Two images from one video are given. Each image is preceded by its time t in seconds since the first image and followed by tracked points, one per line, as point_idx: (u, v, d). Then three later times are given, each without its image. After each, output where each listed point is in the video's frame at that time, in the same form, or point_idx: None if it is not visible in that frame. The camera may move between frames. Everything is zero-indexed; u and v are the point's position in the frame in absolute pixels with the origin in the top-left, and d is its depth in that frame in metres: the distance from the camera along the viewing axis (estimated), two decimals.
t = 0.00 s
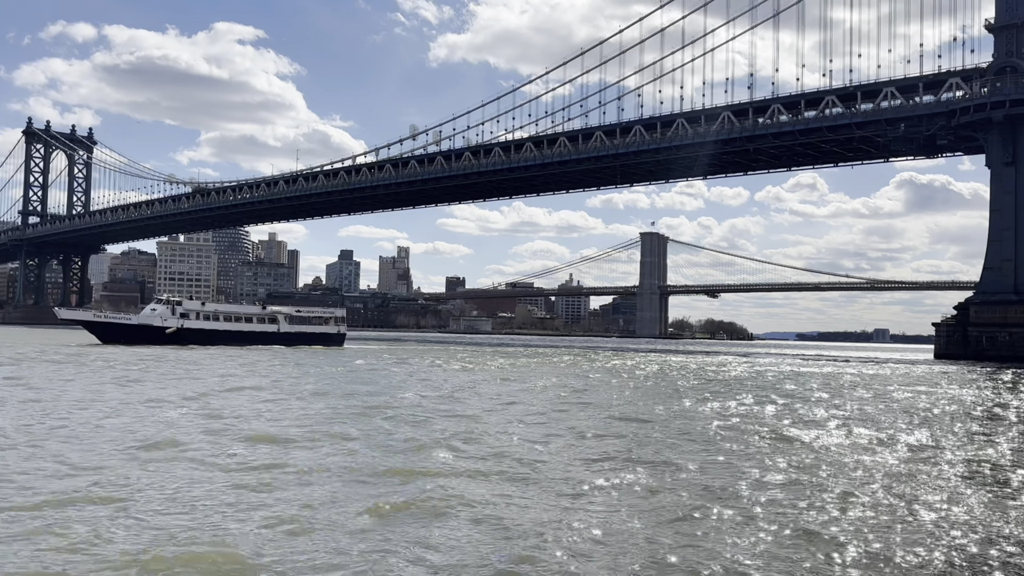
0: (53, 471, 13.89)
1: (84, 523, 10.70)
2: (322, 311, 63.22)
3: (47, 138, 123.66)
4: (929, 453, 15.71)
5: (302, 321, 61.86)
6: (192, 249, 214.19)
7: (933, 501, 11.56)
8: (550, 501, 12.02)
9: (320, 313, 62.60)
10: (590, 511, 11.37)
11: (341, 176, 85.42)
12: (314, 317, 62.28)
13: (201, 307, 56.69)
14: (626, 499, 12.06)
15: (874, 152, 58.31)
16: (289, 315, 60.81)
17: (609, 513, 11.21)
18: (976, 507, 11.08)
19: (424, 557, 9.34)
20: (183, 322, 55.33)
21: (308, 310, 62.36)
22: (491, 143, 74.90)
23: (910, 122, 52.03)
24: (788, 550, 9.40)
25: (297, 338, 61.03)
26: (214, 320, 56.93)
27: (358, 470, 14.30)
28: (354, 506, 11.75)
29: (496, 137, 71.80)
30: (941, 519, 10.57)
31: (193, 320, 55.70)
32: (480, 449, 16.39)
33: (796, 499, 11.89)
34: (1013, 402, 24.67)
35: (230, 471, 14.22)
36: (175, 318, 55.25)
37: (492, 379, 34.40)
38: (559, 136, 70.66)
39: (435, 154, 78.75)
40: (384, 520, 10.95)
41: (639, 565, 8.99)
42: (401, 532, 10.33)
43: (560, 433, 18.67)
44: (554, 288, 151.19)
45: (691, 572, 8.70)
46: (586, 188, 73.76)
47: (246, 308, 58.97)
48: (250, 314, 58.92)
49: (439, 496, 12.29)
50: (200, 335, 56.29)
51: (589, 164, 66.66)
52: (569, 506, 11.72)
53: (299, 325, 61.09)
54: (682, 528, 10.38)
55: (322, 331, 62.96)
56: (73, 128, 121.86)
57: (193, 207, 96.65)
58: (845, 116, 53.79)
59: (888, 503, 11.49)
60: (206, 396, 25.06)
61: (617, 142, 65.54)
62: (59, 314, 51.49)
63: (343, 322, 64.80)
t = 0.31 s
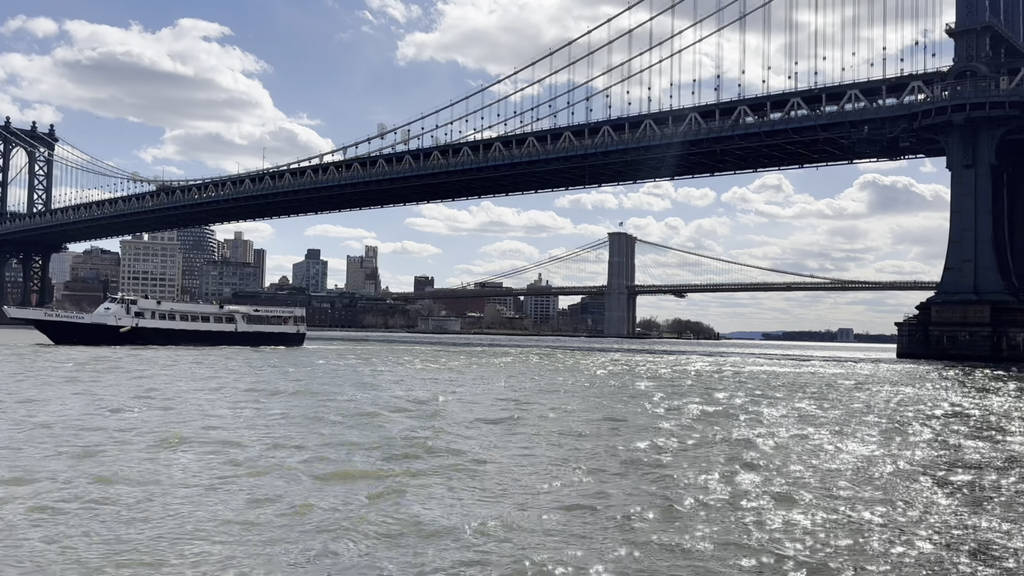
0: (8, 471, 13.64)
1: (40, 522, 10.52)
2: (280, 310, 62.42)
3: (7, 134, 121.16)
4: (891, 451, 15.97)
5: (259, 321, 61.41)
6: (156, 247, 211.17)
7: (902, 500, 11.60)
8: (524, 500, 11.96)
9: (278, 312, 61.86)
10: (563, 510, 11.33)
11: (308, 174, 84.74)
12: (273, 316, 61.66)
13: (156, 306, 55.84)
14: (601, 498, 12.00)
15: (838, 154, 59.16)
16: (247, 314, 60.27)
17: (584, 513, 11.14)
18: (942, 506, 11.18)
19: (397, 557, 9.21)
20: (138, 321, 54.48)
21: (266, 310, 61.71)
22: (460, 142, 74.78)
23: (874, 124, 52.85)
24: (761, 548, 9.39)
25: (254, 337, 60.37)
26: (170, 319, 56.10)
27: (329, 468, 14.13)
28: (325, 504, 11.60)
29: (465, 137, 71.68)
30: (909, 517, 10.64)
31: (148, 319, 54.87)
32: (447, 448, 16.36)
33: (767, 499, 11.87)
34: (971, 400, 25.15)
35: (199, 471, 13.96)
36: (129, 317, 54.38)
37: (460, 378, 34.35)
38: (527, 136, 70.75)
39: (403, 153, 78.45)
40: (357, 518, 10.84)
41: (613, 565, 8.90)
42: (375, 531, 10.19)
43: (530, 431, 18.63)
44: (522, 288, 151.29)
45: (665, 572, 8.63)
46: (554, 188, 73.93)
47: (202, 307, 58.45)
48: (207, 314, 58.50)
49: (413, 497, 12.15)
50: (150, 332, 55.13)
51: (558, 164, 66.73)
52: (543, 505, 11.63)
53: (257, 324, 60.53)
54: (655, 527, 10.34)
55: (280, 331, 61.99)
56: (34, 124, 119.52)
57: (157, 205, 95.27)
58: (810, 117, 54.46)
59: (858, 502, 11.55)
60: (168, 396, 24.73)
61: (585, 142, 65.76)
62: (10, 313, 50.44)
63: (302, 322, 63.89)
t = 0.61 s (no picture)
0: None
1: None
2: (240, 309, 61.51)
3: None
4: (858, 450, 16.17)
5: (217, 320, 60.50)
6: (119, 246, 207.91)
7: (867, 499, 11.68)
8: (493, 499, 11.85)
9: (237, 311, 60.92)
10: (531, 509, 11.25)
11: (276, 173, 83.94)
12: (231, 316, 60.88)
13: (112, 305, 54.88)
14: (570, 498, 11.93)
15: (804, 155, 59.88)
16: (206, 313, 59.21)
17: (553, 512, 11.06)
18: (905, 504, 11.28)
19: (364, 559, 9.05)
20: (92, 321, 53.60)
21: (225, 309, 60.74)
22: (430, 141, 74.55)
23: (839, 126, 53.57)
24: (729, 547, 9.37)
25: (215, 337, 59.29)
26: (127, 319, 55.15)
27: (295, 467, 13.92)
28: (291, 504, 11.41)
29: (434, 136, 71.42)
30: (874, 516, 10.71)
31: (103, 318, 53.97)
32: (416, 447, 16.27)
33: (735, 497, 11.89)
34: (931, 398, 25.57)
35: (161, 470, 13.69)
36: (83, 317, 53.44)
37: (427, 377, 34.19)
38: (497, 135, 70.75)
39: (372, 151, 78.08)
40: (323, 518, 10.66)
41: (582, 565, 8.81)
42: (341, 533, 10.02)
43: (499, 430, 18.57)
44: (492, 288, 151.14)
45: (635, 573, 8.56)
46: (524, 188, 73.98)
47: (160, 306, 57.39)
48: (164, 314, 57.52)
49: (380, 496, 11.99)
50: (105, 332, 54.22)
51: (527, 164, 66.74)
52: (511, 505, 11.53)
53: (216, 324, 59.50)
54: (625, 527, 10.27)
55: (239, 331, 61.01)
56: None
57: (121, 204, 93.65)
58: (776, 119, 55.05)
59: (825, 501, 11.59)
60: (129, 397, 24.31)
61: (555, 142, 65.88)
62: None
63: (262, 322, 62.98)
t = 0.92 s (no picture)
0: None
1: None
2: (204, 308, 60.03)
3: None
4: (829, 447, 16.35)
5: (181, 320, 58.91)
6: (86, 245, 204.80)
7: (839, 496, 11.72)
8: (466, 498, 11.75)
9: (201, 311, 59.48)
10: (504, 509, 11.17)
11: (247, 171, 83.11)
12: (194, 315, 59.48)
13: (70, 304, 54.06)
14: (543, 497, 11.84)
15: (774, 156, 60.47)
16: (167, 313, 57.87)
17: (526, 512, 10.97)
18: (876, 501, 11.35)
19: (333, 561, 8.88)
20: (50, 321, 52.73)
21: (189, 309, 59.26)
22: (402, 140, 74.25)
23: (809, 126, 54.20)
24: (702, 547, 9.34)
25: (180, 338, 58.16)
26: (84, 319, 54.41)
27: (264, 467, 13.75)
28: (260, 505, 11.24)
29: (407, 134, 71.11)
30: (847, 513, 10.75)
31: (60, 318, 53.23)
32: (390, 446, 16.20)
33: (707, 496, 11.88)
34: (898, 396, 25.89)
35: (128, 471, 13.46)
36: (40, 317, 52.51)
37: (399, 377, 34.03)
38: (471, 135, 70.62)
39: (344, 150, 77.63)
40: (292, 519, 10.50)
41: (556, 566, 8.72)
42: (311, 533, 9.85)
43: (473, 429, 18.53)
44: (465, 288, 150.86)
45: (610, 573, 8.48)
46: (497, 187, 73.90)
47: (121, 305, 56.13)
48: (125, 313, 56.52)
49: (351, 497, 11.85)
50: (61, 332, 53.44)
51: (500, 163, 66.68)
52: (484, 504, 11.43)
53: (178, 323, 58.13)
54: (599, 527, 10.21)
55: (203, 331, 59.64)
56: None
57: (88, 202, 92.20)
58: (747, 119, 55.51)
59: (798, 499, 11.63)
60: (94, 397, 23.92)
61: (528, 142, 65.88)
62: None
63: (226, 321, 61.45)
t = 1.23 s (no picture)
0: None
1: None
2: (165, 308, 59.29)
3: None
4: (800, 443, 16.57)
5: (141, 319, 58.20)
6: (52, 244, 201.57)
7: (811, 494, 11.82)
8: (444, 496, 11.72)
9: (162, 311, 58.70)
10: (480, 506, 11.16)
11: (216, 169, 82.23)
12: (155, 315, 58.65)
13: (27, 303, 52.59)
14: (518, 494, 11.82)
15: (744, 156, 61.06)
16: (127, 312, 57.18)
17: (501, 509, 10.98)
18: (847, 498, 11.51)
19: (308, 561, 8.77)
20: (6, 321, 51.34)
21: (149, 308, 58.51)
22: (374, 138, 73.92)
23: (778, 127, 54.84)
24: (675, 544, 9.39)
25: (141, 338, 57.66)
26: (43, 319, 53.35)
27: (240, 466, 13.66)
28: (236, 503, 11.15)
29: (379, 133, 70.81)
30: (818, 510, 10.85)
31: (16, 318, 51.80)
32: (363, 444, 16.18)
33: (680, 493, 11.96)
34: (867, 394, 26.32)
35: (98, 470, 13.33)
36: None
37: (372, 376, 33.94)
38: (443, 134, 70.50)
39: (315, 148, 77.12)
40: (269, 519, 10.39)
41: (532, 565, 8.68)
42: (285, 533, 9.76)
43: (446, 428, 18.55)
44: (437, 287, 150.56)
45: (585, 573, 8.44)
46: (470, 186, 73.84)
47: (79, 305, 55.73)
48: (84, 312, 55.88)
49: (329, 496, 11.76)
50: (19, 332, 52.18)
51: (473, 162, 66.64)
52: (460, 501, 11.41)
53: (137, 322, 57.51)
54: (574, 525, 10.21)
55: (164, 331, 58.96)
56: None
57: (53, 201, 90.68)
58: (718, 120, 56.00)
59: (771, 497, 11.72)
60: (59, 398, 23.56)
61: (501, 141, 65.89)
62: None
63: (188, 321, 60.74)
